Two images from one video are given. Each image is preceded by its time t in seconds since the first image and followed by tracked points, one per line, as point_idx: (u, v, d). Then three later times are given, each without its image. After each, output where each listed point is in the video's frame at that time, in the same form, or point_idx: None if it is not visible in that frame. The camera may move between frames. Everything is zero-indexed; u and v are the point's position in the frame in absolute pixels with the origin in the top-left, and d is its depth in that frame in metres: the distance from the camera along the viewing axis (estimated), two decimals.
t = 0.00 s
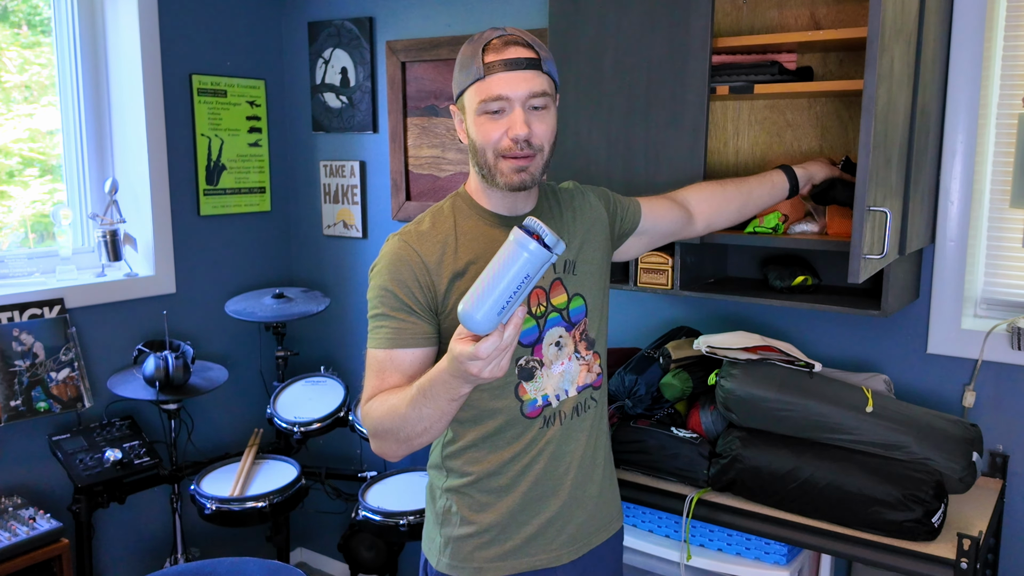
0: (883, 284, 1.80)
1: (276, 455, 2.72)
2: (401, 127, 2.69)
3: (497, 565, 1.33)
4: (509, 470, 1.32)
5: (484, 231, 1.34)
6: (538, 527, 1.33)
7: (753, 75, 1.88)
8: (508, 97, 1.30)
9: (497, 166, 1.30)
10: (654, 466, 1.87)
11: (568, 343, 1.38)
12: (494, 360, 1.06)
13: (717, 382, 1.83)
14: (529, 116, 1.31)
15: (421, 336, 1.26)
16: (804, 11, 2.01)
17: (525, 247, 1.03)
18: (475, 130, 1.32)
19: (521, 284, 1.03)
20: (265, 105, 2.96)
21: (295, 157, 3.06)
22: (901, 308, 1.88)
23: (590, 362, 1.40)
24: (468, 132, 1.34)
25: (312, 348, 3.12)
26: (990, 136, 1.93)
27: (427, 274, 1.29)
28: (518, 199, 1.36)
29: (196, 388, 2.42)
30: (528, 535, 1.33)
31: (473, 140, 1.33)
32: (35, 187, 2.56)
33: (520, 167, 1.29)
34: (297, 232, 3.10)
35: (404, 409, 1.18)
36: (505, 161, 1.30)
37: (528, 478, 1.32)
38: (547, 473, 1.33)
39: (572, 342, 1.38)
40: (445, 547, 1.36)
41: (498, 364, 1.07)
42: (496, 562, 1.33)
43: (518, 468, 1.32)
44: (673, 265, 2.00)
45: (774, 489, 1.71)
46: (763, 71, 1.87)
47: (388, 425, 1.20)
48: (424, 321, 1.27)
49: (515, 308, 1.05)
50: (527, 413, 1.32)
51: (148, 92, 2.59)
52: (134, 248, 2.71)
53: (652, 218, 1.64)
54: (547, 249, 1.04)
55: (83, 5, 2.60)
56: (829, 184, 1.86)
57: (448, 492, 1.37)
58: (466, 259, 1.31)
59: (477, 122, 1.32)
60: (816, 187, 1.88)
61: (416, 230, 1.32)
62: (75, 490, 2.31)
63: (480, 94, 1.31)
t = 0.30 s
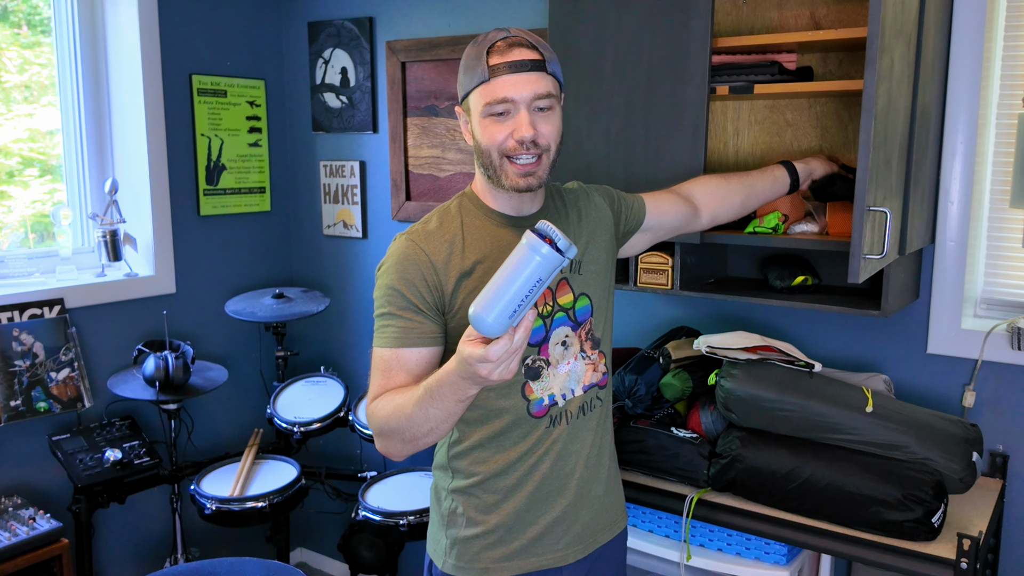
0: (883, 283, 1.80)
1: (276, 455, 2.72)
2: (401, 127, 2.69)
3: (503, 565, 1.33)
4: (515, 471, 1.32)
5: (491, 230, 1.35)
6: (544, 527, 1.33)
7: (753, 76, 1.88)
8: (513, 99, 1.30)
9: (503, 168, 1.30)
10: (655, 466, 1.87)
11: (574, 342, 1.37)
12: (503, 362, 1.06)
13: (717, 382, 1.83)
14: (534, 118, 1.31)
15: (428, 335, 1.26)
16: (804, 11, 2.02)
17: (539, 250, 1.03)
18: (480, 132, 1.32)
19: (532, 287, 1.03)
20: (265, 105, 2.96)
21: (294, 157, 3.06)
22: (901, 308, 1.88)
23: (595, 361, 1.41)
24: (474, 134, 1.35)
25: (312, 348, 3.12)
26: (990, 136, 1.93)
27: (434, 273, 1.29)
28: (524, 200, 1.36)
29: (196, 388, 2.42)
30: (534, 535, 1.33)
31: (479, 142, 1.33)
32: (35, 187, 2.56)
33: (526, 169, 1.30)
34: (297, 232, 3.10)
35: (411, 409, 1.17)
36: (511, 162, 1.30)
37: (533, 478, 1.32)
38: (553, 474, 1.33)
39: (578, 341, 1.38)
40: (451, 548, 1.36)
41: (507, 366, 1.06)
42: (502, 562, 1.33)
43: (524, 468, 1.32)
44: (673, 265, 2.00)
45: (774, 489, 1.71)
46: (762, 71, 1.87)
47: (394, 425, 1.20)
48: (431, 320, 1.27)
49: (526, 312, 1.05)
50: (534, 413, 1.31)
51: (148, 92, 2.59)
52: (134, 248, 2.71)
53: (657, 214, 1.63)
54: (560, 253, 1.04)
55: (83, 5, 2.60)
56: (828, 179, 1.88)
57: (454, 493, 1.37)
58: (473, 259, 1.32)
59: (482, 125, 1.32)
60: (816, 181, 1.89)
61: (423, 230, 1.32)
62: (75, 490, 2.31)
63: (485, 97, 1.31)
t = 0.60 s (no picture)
0: (883, 283, 1.80)
1: (276, 455, 2.72)
2: (401, 127, 2.69)
3: (504, 563, 1.33)
4: (516, 469, 1.32)
5: (494, 229, 1.35)
6: (545, 525, 1.33)
7: (753, 76, 1.88)
8: (520, 99, 1.29)
9: (508, 167, 1.30)
10: (655, 466, 1.87)
11: (575, 341, 1.37)
12: (511, 364, 1.05)
13: (717, 382, 1.83)
14: (540, 119, 1.30)
15: (431, 336, 1.26)
16: (804, 11, 2.02)
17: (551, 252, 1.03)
18: (485, 131, 1.32)
19: (544, 288, 1.03)
20: (265, 105, 2.96)
21: (294, 157, 3.06)
22: (901, 308, 1.88)
23: (596, 360, 1.41)
24: (479, 133, 1.34)
25: (311, 348, 3.12)
26: (990, 136, 1.93)
27: (436, 273, 1.29)
28: (527, 200, 1.36)
29: (196, 388, 2.42)
30: (535, 533, 1.33)
31: (484, 141, 1.33)
32: (35, 187, 2.56)
33: (531, 168, 1.30)
34: (297, 232, 3.10)
35: (414, 409, 1.18)
36: (516, 162, 1.30)
37: (535, 476, 1.32)
38: (554, 472, 1.33)
39: (579, 340, 1.38)
40: (452, 546, 1.36)
41: (515, 368, 1.06)
42: (503, 560, 1.33)
43: (525, 466, 1.32)
44: (673, 265, 2.00)
45: (775, 489, 1.71)
46: (763, 71, 1.87)
47: (398, 425, 1.19)
48: (433, 320, 1.28)
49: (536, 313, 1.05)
50: (536, 412, 1.31)
51: (148, 92, 2.59)
52: (134, 248, 2.71)
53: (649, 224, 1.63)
54: (571, 255, 1.05)
55: (83, 5, 2.60)
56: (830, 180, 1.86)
57: (455, 491, 1.37)
58: (475, 258, 1.32)
59: (488, 124, 1.32)
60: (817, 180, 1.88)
61: (425, 229, 1.32)
62: (75, 490, 2.31)
63: (491, 96, 1.31)
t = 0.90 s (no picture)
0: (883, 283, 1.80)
1: (276, 455, 2.72)
2: (401, 127, 2.69)
3: (502, 562, 1.33)
4: (513, 468, 1.32)
5: (487, 232, 1.34)
6: (542, 524, 1.33)
7: (753, 75, 1.88)
8: (512, 102, 1.29)
9: (501, 170, 1.30)
10: (655, 466, 1.87)
11: (569, 346, 1.36)
12: (514, 380, 1.05)
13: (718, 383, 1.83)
14: (532, 121, 1.30)
15: (425, 339, 1.27)
16: (804, 11, 2.01)
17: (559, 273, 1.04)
18: (477, 134, 1.32)
19: (549, 307, 1.04)
20: (265, 106, 2.97)
21: (294, 157, 3.06)
22: (901, 308, 1.88)
23: (591, 366, 1.38)
24: (470, 137, 1.34)
25: (312, 348, 3.12)
26: (990, 136, 1.93)
27: (428, 277, 1.30)
28: (519, 202, 1.36)
29: (196, 388, 2.42)
30: (533, 532, 1.33)
31: (476, 145, 1.32)
32: (35, 187, 2.56)
33: (524, 171, 1.30)
34: (297, 232, 3.11)
35: (412, 416, 1.18)
36: (509, 165, 1.30)
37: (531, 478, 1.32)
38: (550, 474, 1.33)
39: (573, 345, 1.37)
40: (450, 545, 1.36)
41: (517, 384, 1.06)
42: (500, 560, 1.33)
43: (522, 465, 1.32)
44: (672, 265, 2.01)
45: (775, 489, 1.71)
46: (762, 71, 1.87)
47: (396, 430, 1.19)
48: (427, 323, 1.28)
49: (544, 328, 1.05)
50: (530, 414, 1.31)
51: (148, 91, 2.59)
52: (134, 248, 2.71)
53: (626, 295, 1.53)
54: (579, 277, 1.04)
55: (83, 5, 2.60)
56: (829, 180, 1.86)
57: (452, 490, 1.37)
58: (467, 261, 1.32)
59: (479, 127, 1.31)
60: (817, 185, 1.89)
61: (417, 233, 1.33)
62: (75, 490, 2.31)
63: (482, 99, 1.30)
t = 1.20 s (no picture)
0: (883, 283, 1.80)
1: (276, 455, 2.72)
2: (401, 127, 2.69)
3: (482, 560, 1.32)
4: (494, 464, 1.32)
5: (472, 230, 1.35)
6: (523, 522, 1.32)
7: (753, 76, 1.88)
8: (513, 101, 1.29)
9: (499, 168, 1.31)
10: (655, 466, 1.87)
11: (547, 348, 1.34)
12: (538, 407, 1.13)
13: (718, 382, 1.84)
14: (531, 121, 1.31)
15: (404, 335, 1.30)
16: (804, 11, 2.01)
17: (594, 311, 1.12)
18: (476, 132, 1.32)
19: (581, 342, 1.11)
20: (265, 106, 2.96)
21: (294, 157, 3.06)
22: (901, 308, 1.88)
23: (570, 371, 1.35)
24: (468, 134, 1.34)
25: (311, 348, 3.12)
26: (989, 136, 1.93)
27: (409, 272, 1.31)
28: (514, 200, 1.36)
29: (196, 388, 2.42)
30: (514, 531, 1.32)
31: (474, 142, 1.32)
32: (35, 187, 2.56)
33: (522, 170, 1.30)
34: (297, 232, 3.11)
35: (400, 417, 1.24)
36: (508, 164, 1.30)
37: (510, 476, 1.32)
38: (530, 473, 1.32)
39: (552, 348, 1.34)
40: (432, 541, 1.36)
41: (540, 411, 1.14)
42: (479, 558, 1.32)
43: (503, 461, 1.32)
44: (673, 265, 2.01)
45: (774, 489, 1.71)
46: (762, 71, 1.87)
47: (385, 429, 1.25)
48: (406, 319, 1.30)
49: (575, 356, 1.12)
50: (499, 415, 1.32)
51: (148, 91, 2.59)
52: (134, 248, 2.71)
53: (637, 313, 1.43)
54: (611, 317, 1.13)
55: (83, 5, 2.60)
56: (829, 180, 1.86)
57: (435, 486, 1.37)
58: (448, 259, 1.32)
59: (479, 125, 1.31)
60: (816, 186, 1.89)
61: (403, 229, 1.34)
62: (75, 490, 2.31)
63: (482, 97, 1.30)
